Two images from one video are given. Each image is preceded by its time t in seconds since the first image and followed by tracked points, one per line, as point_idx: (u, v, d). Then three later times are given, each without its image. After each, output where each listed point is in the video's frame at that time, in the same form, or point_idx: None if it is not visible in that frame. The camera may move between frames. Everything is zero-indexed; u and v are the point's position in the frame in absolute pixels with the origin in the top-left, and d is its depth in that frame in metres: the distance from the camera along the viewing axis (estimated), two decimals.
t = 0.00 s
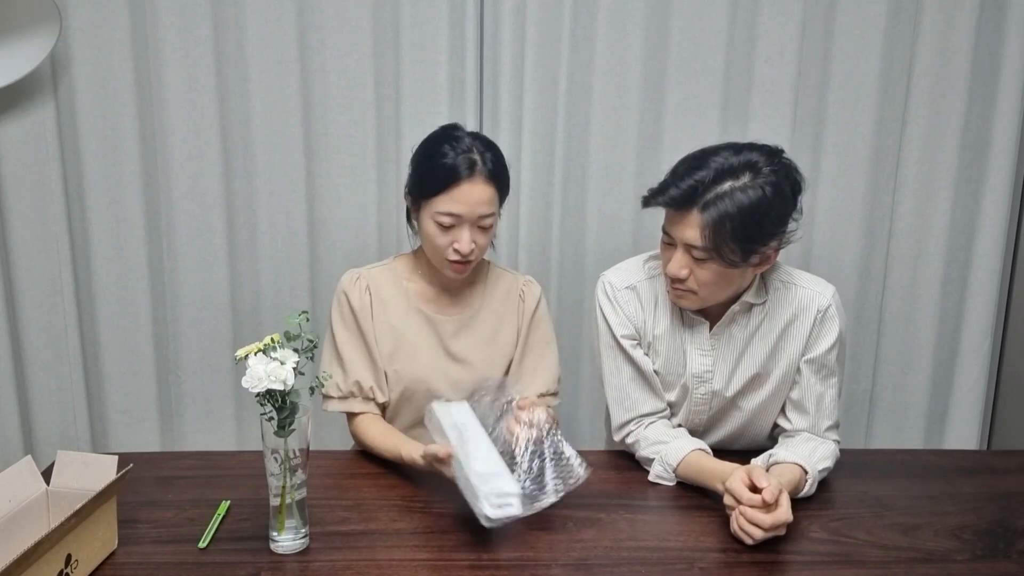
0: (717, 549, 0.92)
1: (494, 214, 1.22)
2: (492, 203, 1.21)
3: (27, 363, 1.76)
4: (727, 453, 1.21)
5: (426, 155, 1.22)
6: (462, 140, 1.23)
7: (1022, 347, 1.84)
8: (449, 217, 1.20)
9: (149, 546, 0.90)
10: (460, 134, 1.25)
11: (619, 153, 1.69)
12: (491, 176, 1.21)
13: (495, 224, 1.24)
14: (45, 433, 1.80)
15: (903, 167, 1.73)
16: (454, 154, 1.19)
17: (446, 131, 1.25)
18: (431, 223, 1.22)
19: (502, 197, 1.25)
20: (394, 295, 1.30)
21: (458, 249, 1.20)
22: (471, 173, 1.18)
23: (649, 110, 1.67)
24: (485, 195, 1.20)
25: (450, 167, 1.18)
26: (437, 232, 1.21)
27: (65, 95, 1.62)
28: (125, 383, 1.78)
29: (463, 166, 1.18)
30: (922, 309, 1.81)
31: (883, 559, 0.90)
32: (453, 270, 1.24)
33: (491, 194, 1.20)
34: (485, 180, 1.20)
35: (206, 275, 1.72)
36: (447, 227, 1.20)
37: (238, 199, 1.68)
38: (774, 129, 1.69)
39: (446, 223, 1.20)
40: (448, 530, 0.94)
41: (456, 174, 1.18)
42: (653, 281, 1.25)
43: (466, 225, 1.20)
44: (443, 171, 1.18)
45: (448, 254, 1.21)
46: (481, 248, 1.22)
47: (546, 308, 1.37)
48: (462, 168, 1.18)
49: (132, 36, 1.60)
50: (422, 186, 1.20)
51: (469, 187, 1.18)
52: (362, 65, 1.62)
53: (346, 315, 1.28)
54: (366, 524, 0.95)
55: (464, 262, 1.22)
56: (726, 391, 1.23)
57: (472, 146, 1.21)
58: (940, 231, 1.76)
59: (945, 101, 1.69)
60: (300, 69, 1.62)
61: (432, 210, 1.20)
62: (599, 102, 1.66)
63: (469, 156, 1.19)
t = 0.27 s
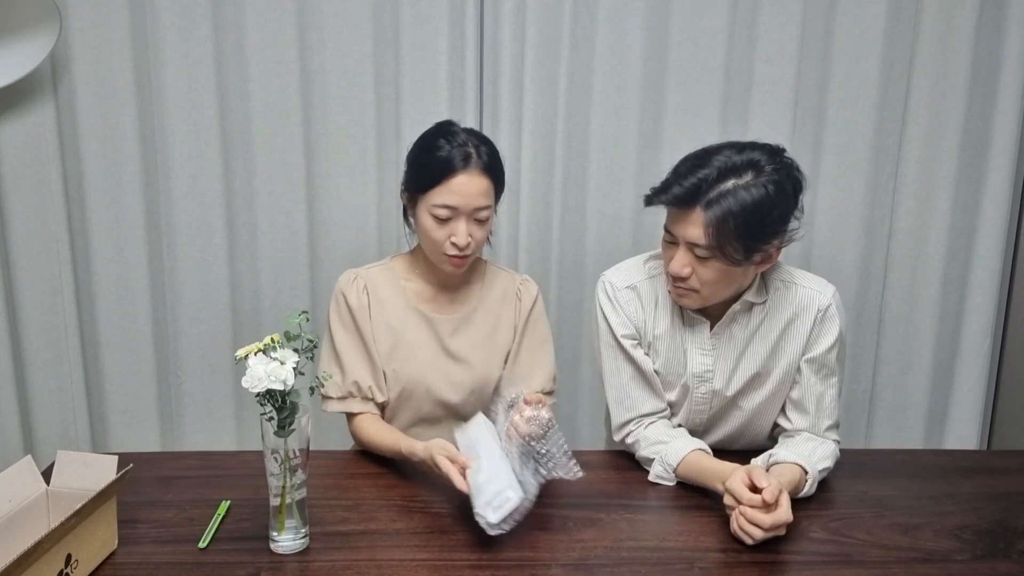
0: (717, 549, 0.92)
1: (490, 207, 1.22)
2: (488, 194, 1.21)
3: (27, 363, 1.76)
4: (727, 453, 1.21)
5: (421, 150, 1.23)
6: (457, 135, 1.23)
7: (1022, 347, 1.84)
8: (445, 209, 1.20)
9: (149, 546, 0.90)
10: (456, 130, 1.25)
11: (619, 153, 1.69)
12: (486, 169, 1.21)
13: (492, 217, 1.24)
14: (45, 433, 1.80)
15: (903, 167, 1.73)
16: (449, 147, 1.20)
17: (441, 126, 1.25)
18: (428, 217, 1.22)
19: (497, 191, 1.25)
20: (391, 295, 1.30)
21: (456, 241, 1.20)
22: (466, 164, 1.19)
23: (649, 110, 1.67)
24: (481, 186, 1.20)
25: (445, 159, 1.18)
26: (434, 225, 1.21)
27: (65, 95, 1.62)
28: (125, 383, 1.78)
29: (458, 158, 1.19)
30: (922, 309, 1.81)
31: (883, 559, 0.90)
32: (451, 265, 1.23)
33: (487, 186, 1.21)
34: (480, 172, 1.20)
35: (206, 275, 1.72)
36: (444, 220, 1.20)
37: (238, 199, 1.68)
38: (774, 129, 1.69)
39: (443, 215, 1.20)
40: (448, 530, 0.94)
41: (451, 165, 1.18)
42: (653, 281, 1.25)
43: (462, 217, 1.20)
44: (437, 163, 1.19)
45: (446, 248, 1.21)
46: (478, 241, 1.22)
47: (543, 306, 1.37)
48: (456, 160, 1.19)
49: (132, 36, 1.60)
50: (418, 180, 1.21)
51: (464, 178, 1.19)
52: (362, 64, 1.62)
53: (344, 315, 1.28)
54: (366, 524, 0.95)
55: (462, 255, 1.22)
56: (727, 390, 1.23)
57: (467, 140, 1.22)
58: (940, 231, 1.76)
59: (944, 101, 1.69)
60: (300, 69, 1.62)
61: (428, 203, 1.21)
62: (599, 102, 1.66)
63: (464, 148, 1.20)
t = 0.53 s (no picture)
0: (717, 549, 0.92)
1: (485, 200, 1.22)
2: (482, 188, 1.21)
3: (27, 363, 1.76)
4: (727, 453, 1.21)
5: (416, 145, 1.24)
6: (452, 130, 1.24)
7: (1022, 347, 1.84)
8: (439, 203, 1.20)
9: (149, 546, 0.90)
10: (451, 126, 1.26)
11: (619, 153, 1.69)
12: (479, 162, 1.22)
13: (486, 212, 1.24)
14: (45, 433, 1.80)
15: (903, 167, 1.73)
16: (443, 142, 1.21)
17: (436, 123, 1.26)
18: (422, 212, 1.22)
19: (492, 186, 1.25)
20: (389, 294, 1.30)
21: (450, 236, 1.20)
22: (459, 157, 1.20)
23: (649, 110, 1.67)
24: (474, 179, 1.20)
25: (438, 152, 1.19)
26: (429, 220, 1.21)
27: (65, 95, 1.62)
28: (125, 383, 1.78)
29: (451, 151, 1.20)
30: (922, 309, 1.81)
31: (883, 560, 0.90)
32: (446, 261, 1.23)
33: (481, 179, 1.21)
34: (473, 165, 1.21)
35: (206, 275, 1.72)
36: (439, 214, 1.21)
37: (238, 199, 1.68)
38: (774, 129, 1.69)
39: (438, 210, 1.20)
40: (448, 530, 0.94)
41: (444, 158, 1.19)
42: (654, 281, 1.25)
43: (456, 211, 1.20)
44: (431, 157, 1.19)
45: (440, 243, 1.21)
46: (473, 235, 1.22)
47: (540, 305, 1.37)
48: (449, 154, 1.20)
49: (132, 36, 1.60)
50: (413, 175, 1.22)
51: (457, 171, 1.19)
52: (362, 64, 1.62)
53: (342, 315, 1.28)
54: (366, 524, 0.95)
55: (456, 250, 1.22)
56: (727, 390, 1.23)
57: (461, 136, 1.23)
58: (940, 231, 1.76)
59: (944, 100, 1.69)
60: (300, 69, 1.62)
61: (423, 198, 1.21)
62: (599, 102, 1.66)
63: (457, 142, 1.21)
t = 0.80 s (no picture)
0: (717, 549, 0.92)
1: (480, 198, 1.22)
2: (477, 186, 1.21)
3: (27, 363, 1.76)
4: (727, 452, 1.21)
5: (412, 143, 1.24)
6: (447, 128, 1.24)
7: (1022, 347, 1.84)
8: (433, 203, 1.20)
9: (149, 546, 0.90)
10: (447, 124, 1.26)
11: (619, 153, 1.69)
12: (474, 160, 1.22)
13: (482, 210, 1.24)
14: (45, 433, 1.80)
15: (903, 167, 1.73)
16: (438, 140, 1.21)
17: (432, 121, 1.26)
18: (417, 210, 1.22)
19: (488, 184, 1.26)
20: (387, 293, 1.30)
21: (445, 235, 1.20)
22: (453, 156, 1.20)
23: (649, 110, 1.67)
24: (469, 178, 1.21)
25: (433, 151, 1.20)
26: (424, 218, 1.22)
27: (65, 94, 1.62)
28: (125, 383, 1.78)
29: (445, 150, 1.20)
30: (922, 309, 1.81)
31: (883, 559, 0.90)
32: (441, 260, 1.23)
33: (475, 177, 1.21)
34: (468, 163, 1.21)
35: (206, 275, 1.72)
36: (434, 213, 1.21)
37: (238, 199, 1.68)
38: (774, 129, 1.69)
39: (433, 208, 1.20)
40: (448, 531, 0.94)
41: (438, 157, 1.19)
42: (654, 280, 1.25)
43: (450, 210, 1.21)
44: (426, 156, 1.20)
45: (436, 241, 1.22)
46: (468, 233, 1.23)
47: (538, 305, 1.37)
48: (444, 152, 1.20)
49: (132, 36, 1.60)
50: (409, 174, 1.22)
51: (452, 170, 1.20)
52: (362, 64, 1.62)
53: (341, 315, 1.28)
54: (366, 524, 0.95)
55: (451, 249, 1.22)
56: (727, 389, 1.23)
57: (456, 134, 1.23)
58: (940, 231, 1.76)
59: (945, 100, 1.69)
60: (300, 69, 1.62)
61: (419, 196, 1.21)
62: (599, 102, 1.66)
63: (452, 140, 1.21)
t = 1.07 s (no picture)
0: (717, 549, 0.92)
1: (480, 191, 1.23)
2: (477, 178, 1.22)
3: (27, 363, 1.76)
4: (727, 452, 1.21)
5: (412, 139, 1.25)
6: (447, 123, 1.26)
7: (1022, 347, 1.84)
8: (435, 194, 1.21)
9: (148, 546, 0.90)
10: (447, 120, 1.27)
11: (619, 153, 1.69)
12: (475, 153, 1.22)
13: (483, 202, 1.25)
14: (45, 433, 1.80)
15: (903, 167, 1.73)
16: (439, 134, 1.22)
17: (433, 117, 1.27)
18: (419, 203, 1.23)
19: (489, 179, 1.26)
20: (388, 293, 1.30)
21: (447, 226, 1.21)
22: (454, 147, 1.21)
23: (649, 110, 1.67)
24: (469, 169, 1.21)
25: (433, 143, 1.20)
26: (426, 210, 1.22)
27: (65, 94, 1.62)
28: (125, 383, 1.78)
29: (446, 142, 1.21)
30: (922, 309, 1.81)
31: (883, 559, 0.90)
32: (444, 253, 1.23)
33: (476, 169, 1.22)
34: (469, 156, 1.22)
35: (206, 275, 1.72)
36: (436, 204, 1.21)
37: (238, 199, 1.68)
38: (774, 129, 1.69)
39: (434, 200, 1.21)
40: (448, 530, 0.94)
41: (439, 149, 1.20)
42: (654, 280, 1.25)
43: (452, 201, 1.21)
44: (426, 149, 1.21)
45: (438, 233, 1.22)
46: (470, 226, 1.23)
47: (538, 306, 1.37)
48: (444, 144, 1.21)
49: (133, 36, 1.60)
50: (410, 167, 1.23)
51: (453, 161, 1.20)
52: (362, 64, 1.62)
53: (342, 315, 1.28)
54: (366, 524, 0.95)
55: (453, 241, 1.22)
56: (728, 388, 1.23)
57: (456, 130, 1.24)
58: (940, 231, 1.76)
59: (945, 100, 1.69)
60: (300, 69, 1.62)
61: (420, 188, 1.22)
62: (599, 102, 1.66)
63: (452, 134, 1.22)
